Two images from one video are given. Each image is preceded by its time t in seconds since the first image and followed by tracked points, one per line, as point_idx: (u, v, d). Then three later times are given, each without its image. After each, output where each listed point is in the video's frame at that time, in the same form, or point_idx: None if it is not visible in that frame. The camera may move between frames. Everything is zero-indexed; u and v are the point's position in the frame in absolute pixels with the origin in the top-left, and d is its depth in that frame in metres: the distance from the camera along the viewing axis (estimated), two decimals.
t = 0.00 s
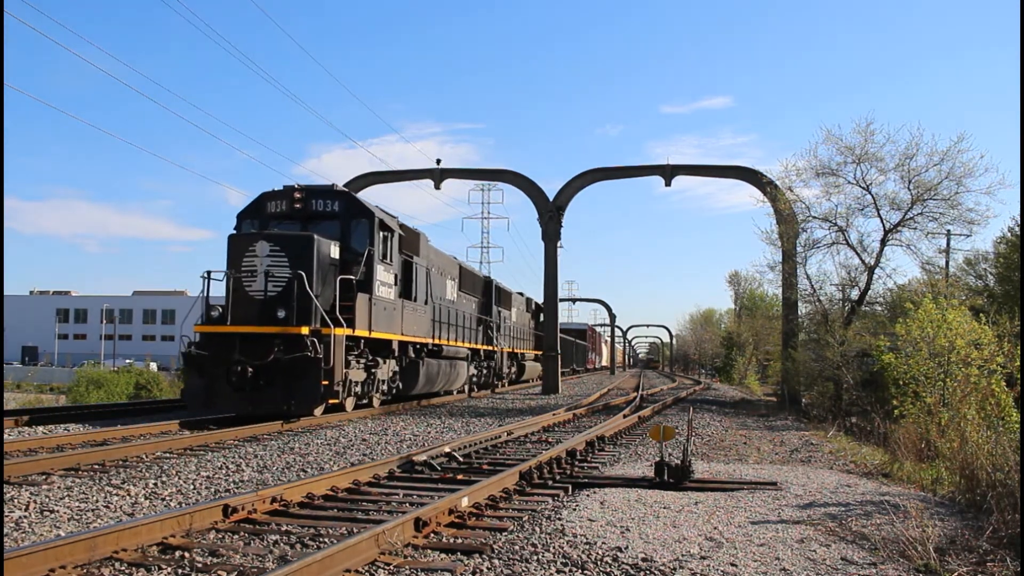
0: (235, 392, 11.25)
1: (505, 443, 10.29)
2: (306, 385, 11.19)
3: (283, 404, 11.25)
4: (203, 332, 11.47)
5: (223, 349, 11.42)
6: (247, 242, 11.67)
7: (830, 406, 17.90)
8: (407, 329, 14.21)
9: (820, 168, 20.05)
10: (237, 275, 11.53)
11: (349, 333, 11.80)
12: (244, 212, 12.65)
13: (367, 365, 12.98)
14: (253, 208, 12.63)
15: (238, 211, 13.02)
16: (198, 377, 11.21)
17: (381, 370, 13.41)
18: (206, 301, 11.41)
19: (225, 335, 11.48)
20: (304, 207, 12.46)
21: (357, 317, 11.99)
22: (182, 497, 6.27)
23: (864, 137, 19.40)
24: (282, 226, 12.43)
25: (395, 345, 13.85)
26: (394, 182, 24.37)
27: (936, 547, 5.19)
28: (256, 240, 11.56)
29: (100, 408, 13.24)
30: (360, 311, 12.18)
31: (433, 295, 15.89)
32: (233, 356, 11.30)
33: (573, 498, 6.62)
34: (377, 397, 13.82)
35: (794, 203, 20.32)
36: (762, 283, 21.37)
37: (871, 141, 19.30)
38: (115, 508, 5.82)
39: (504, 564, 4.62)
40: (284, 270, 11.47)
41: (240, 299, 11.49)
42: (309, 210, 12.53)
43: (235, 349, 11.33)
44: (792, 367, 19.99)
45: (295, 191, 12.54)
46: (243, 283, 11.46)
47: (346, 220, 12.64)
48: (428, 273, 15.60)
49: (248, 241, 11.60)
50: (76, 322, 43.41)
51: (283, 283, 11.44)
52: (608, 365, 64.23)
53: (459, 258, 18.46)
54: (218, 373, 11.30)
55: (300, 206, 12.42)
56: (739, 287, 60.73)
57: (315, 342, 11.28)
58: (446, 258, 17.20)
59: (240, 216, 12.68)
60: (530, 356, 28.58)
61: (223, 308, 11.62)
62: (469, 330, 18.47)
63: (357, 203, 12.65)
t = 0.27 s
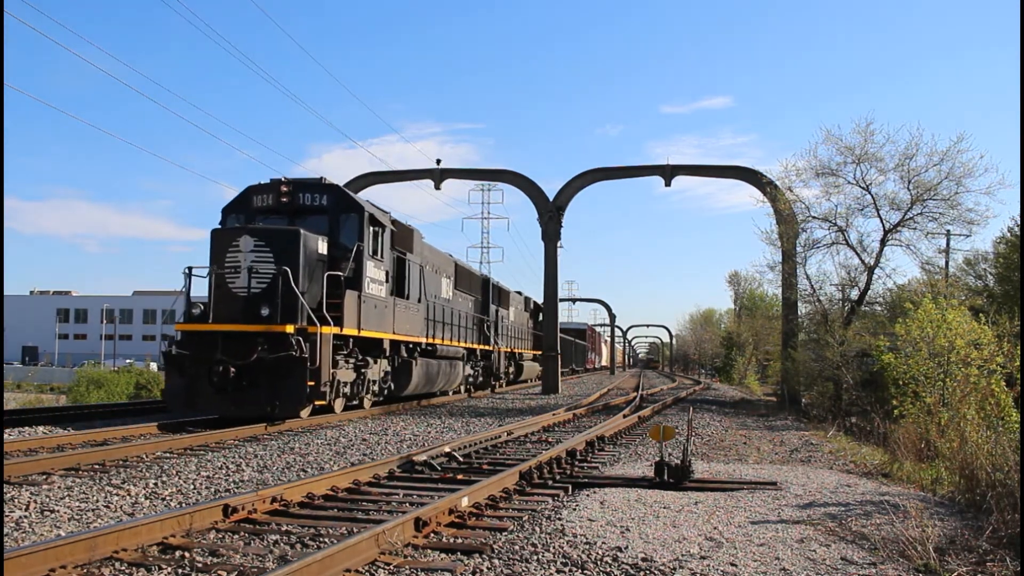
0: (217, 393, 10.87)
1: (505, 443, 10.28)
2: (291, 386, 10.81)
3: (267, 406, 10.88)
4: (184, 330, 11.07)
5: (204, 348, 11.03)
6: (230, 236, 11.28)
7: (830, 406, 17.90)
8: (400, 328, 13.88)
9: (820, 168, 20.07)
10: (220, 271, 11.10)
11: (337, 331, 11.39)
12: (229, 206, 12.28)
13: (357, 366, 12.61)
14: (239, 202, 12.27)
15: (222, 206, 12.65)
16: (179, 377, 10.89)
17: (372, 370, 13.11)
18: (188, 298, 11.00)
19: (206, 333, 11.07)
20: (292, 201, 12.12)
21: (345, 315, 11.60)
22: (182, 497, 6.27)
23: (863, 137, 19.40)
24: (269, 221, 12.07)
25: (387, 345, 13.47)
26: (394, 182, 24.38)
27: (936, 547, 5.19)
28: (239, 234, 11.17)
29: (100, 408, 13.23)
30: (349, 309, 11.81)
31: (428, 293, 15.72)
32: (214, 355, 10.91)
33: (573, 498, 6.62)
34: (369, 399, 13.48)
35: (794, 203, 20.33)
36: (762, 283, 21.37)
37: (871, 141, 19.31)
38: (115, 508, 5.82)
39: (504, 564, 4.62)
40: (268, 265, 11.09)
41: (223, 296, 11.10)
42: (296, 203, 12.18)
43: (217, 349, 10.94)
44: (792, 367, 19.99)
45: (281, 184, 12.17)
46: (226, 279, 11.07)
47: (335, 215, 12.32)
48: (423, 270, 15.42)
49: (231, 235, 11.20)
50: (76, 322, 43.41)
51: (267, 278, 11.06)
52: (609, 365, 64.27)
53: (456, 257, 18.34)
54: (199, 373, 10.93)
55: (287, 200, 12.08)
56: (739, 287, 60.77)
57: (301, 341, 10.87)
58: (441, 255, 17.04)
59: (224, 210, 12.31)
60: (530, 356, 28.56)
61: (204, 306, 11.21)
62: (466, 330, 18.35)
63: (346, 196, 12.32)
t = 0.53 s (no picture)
0: (197, 394, 10.61)
1: (505, 443, 10.28)
2: (275, 386, 10.51)
3: (249, 407, 10.59)
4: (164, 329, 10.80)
5: (185, 348, 10.79)
6: (212, 231, 11.01)
7: (830, 406, 17.88)
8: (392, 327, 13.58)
9: (820, 168, 20.07)
10: (202, 267, 10.87)
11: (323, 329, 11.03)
12: (215, 200, 12.02)
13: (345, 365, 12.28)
14: (224, 196, 11.99)
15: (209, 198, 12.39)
16: (158, 378, 10.65)
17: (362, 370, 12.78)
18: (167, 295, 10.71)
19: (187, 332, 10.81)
20: (277, 194, 11.79)
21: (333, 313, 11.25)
22: (182, 497, 6.27)
23: (863, 137, 19.41)
24: (254, 215, 11.78)
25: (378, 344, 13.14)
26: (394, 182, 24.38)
27: (936, 547, 5.19)
28: (222, 229, 10.90)
29: (100, 408, 13.23)
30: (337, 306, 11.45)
31: (423, 291, 15.56)
32: (194, 355, 10.64)
33: (573, 498, 6.62)
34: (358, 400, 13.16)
35: (794, 203, 20.33)
36: (762, 283, 21.36)
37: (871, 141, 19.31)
38: (115, 508, 5.82)
39: (504, 564, 4.62)
40: (252, 261, 10.82)
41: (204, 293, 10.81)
42: (283, 196, 11.86)
43: (198, 348, 10.69)
44: (792, 367, 19.98)
45: (267, 176, 11.85)
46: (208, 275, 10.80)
47: (322, 208, 11.96)
48: (418, 268, 15.25)
49: (213, 229, 10.97)
50: (76, 322, 43.38)
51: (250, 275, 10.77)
52: (608, 365, 64.27)
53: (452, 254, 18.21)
54: (179, 374, 10.68)
55: (272, 193, 11.75)
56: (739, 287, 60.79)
57: (285, 340, 10.55)
58: (436, 252, 16.88)
59: (210, 204, 12.05)
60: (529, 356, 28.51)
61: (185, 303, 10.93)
62: (462, 329, 18.21)
63: (334, 188, 11.93)
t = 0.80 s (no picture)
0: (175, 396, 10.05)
1: (505, 443, 10.28)
2: (256, 389, 9.92)
3: (230, 410, 10.00)
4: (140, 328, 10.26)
5: (162, 347, 10.23)
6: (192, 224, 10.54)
7: (829, 406, 17.87)
8: (384, 325, 13.26)
9: (820, 168, 20.07)
10: (181, 262, 10.44)
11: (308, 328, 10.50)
12: (196, 194, 11.54)
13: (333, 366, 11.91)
14: (206, 189, 11.52)
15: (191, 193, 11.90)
16: (134, 378, 10.09)
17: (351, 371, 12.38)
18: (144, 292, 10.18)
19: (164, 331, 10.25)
20: (261, 186, 11.36)
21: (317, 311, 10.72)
22: (182, 497, 6.27)
23: (863, 137, 19.41)
24: (238, 208, 11.32)
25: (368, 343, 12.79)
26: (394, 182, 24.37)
27: (936, 547, 5.19)
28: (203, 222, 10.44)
29: (100, 408, 13.24)
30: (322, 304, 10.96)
31: (419, 290, 15.35)
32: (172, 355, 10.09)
33: (573, 498, 6.62)
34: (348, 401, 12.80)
35: (794, 203, 20.34)
36: (762, 283, 21.36)
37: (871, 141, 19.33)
38: (115, 508, 5.83)
39: (504, 564, 4.62)
40: (233, 257, 10.38)
41: (185, 290, 10.33)
42: (267, 189, 11.42)
43: (175, 347, 10.11)
44: (792, 367, 19.99)
45: (251, 169, 11.41)
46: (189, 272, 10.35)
47: (309, 201, 11.54)
48: (414, 266, 15.03)
49: (192, 223, 10.51)
50: (76, 322, 43.37)
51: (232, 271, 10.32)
52: (608, 364, 64.29)
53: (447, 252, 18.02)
54: (156, 374, 10.12)
55: (257, 185, 11.31)
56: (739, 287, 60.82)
57: (267, 339, 10.02)
58: (431, 249, 16.68)
59: (191, 198, 11.57)
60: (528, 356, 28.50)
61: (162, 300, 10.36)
62: (459, 328, 18.05)
63: (322, 182, 11.49)
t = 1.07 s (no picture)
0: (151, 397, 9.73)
1: (505, 443, 10.29)
2: (235, 390, 9.59)
3: (208, 412, 9.68)
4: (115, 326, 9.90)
5: (138, 345, 9.89)
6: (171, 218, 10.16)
7: (829, 406, 17.86)
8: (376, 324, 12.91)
9: (820, 168, 20.08)
10: (159, 257, 10.06)
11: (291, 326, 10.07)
12: (178, 185, 11.16)
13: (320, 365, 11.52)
14: (189, 181, 11.14)
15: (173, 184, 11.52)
16: (110, 379, 9.78)
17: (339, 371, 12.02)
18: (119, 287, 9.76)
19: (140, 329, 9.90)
20: (245, 178, 10.96)
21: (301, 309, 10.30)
22: (182, 497, 6.27)
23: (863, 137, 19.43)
24: (221, 201, 10.95)
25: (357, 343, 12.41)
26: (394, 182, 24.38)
27: (936, 547, 5.19)
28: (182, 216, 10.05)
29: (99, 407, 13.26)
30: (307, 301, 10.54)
31: (412, 288, 15.07)
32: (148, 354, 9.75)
33: (573, 498, 6.62)
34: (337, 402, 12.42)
35: (794, 204, 20.34)
36: (762, 283, 21.37)
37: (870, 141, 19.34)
38: (115, 508, 5.82)
39: (504, 564, 4.62)
40: (212, 252, 10.02)
41: (162, 286, 9.96)
42: (251, 181, 11.02)
43: (151, 346, 9.77)
44: (791, 367, 19.99)
45: (234, 160, 11.00)
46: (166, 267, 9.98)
47: (295, 194, 11.16)
48: (407, 263, 14.73)
49: (171, 216, 10.12)
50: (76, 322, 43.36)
51: (211, 266, 9.95)
52: (609, 364, 64.33)
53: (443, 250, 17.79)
54: (131, 374, 9.81)
55: (240, 178, 10.91)
56: (739, 287, 60.89)
57: (248, 338, 9.67)
58: (426, 246, 16.40)
59: (173, 190, 11.19)
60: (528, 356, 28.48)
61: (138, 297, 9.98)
62: (454, 328, 17.89)
63: (307, 173, 11.10)
